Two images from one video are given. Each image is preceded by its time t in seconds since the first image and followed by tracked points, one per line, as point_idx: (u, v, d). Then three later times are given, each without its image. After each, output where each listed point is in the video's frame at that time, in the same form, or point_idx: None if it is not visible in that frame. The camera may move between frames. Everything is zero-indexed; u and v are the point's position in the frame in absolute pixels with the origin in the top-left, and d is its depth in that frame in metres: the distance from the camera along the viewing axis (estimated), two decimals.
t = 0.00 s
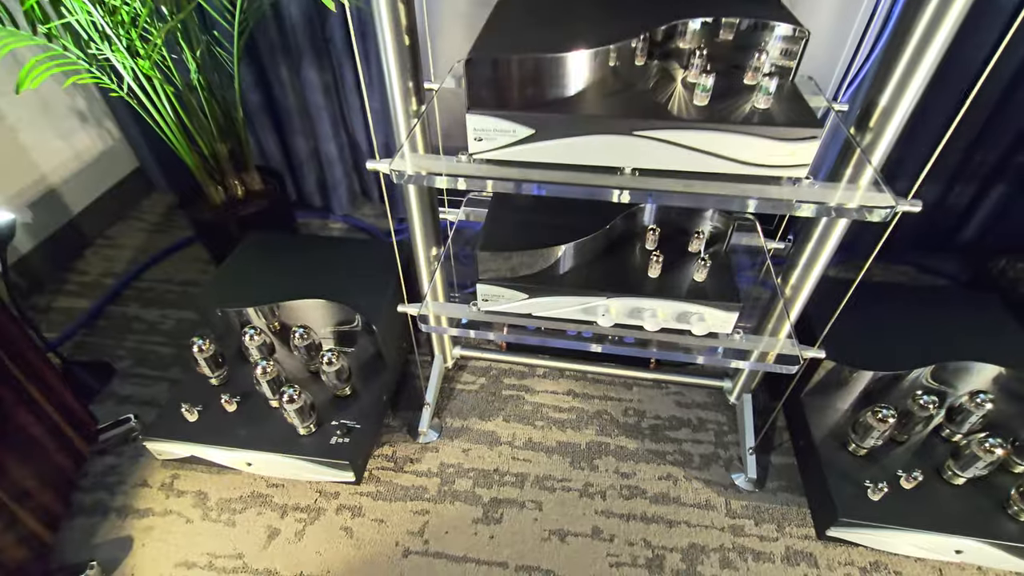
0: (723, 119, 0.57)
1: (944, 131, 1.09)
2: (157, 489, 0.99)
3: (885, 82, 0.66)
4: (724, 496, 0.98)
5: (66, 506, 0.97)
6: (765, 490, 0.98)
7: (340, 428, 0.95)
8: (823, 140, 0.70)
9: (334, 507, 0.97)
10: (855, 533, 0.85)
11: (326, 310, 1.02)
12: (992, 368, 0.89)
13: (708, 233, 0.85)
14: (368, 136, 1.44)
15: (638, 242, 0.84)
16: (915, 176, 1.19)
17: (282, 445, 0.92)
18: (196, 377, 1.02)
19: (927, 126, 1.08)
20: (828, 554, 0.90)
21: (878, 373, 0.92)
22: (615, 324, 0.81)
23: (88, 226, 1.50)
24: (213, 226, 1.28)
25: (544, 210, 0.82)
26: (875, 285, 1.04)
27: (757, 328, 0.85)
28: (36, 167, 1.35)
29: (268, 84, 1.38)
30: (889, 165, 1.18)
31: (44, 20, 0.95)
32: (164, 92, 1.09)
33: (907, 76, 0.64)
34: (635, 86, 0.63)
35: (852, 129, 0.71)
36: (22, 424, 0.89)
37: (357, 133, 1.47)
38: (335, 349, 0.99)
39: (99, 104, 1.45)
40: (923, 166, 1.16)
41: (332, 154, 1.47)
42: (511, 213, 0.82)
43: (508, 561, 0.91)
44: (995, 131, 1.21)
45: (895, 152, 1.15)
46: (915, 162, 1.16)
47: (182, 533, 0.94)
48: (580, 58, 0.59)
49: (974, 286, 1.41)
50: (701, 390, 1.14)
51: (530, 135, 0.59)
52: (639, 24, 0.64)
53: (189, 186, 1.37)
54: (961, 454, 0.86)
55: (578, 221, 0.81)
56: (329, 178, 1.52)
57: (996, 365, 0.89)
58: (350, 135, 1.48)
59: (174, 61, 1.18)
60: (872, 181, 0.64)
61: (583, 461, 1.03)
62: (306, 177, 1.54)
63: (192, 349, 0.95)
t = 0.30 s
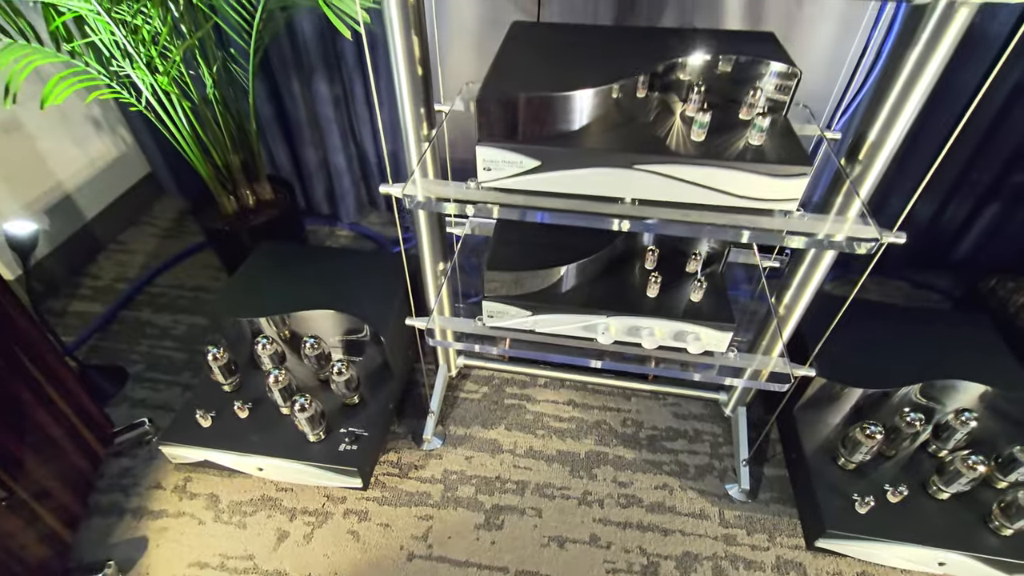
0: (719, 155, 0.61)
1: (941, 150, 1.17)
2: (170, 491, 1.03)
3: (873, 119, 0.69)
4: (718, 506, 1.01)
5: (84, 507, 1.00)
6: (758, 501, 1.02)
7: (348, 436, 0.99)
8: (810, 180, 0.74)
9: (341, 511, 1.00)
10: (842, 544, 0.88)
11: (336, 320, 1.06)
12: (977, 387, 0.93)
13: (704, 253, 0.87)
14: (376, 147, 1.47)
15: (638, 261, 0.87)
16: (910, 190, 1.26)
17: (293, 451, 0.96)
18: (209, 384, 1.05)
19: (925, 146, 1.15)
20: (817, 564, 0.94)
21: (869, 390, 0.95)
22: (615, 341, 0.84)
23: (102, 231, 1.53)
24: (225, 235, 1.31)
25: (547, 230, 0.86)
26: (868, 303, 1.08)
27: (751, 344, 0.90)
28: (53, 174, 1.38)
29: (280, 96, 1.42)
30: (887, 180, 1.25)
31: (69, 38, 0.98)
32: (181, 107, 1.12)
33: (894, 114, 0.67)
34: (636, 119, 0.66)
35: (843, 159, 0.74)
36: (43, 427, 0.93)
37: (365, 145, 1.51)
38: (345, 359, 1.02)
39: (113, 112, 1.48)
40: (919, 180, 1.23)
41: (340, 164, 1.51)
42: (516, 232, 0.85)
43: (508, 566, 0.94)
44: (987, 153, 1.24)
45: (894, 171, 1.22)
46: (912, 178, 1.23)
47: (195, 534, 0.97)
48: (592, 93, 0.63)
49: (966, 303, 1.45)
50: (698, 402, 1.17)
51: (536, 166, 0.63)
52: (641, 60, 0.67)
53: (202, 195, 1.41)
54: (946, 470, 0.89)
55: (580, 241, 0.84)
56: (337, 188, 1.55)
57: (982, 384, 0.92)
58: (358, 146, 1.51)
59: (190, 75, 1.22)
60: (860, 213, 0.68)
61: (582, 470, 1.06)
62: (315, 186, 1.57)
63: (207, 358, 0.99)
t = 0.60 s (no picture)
0: (710, 181, 0.64)
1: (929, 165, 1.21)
2: (184, 492, 1.07)
3: (858, 145, 0.73)
4: (712, 509, 1.05)
5: (102, 507, 1.04)
6: (750, 504, 1.05)
7: (356, 440, 1.03)
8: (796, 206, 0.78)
9: (349, 512, 1.04)
10: (829, 546, 0.92)
11: (343, 328, 1.09)
12: (960, 396, 0.96)
13: (699, 267, 0.90)
14: (382, 157, 1.51)
15: (636, 274, 0.91)
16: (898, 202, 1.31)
17: (303, 454, 1.00)
18: (222, 388, 1.09)
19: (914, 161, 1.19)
20: (806, 565, 0.97)
21: (856, 400, 0.99)
22: (613, 351, 0.88)
23: (114, 237, 1.57)
24: (235, 243, 1.35)
25: (548, 244, 0.90)
26: (859, 312, 1.11)
27: (744, 355, 0.94)
28: (68, 182, 1.42)
29: (289, 106, 1.46)
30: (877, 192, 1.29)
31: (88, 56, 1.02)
32: (195, 121, 1.16)
33: (876, 142, 0.71)
34: (633, 144, 0.70)
35: (830, 182, 0.78)
36: (63, 429, 0.97)
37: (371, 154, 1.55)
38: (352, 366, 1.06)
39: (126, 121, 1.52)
40: (906, 193, 1.28)
41: (346, 174, 1.54)
42: (518, 247, 0.89)
43: (510, 566, 0.98)
44: (976, 166, 1.28)
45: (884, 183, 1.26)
46: (901, 190, 1.27)
47: (208, 534, 1.01)
48: (592, 122, 0.66)
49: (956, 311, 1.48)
50: (693, 407, 1.21)
51: (538, 189, 0.67)
52: (638, 87, 0.71)
53: (212, 203, 1.44)
54: (930, 476, 0.93)
55: (580, 255, 0.88)
56: (343, 196, 1.59)
57: (965, 393, 0.96)
58: (364, 155, 1.55)
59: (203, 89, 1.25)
60: (845, 235, 0.72)
61: (581, 473, 1.10)
62: (322, 194, 1.61)
63: (220, 363, 1.03)
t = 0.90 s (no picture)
0: (707, 193, 0.68)
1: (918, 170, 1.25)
2: (201, 487, 1.11)
3: (847, 156, 0.77)
4: (710, 503, 1.09)
5: (123, 502, 1.08)
6: (747, 499, 1.09)
7: (368, 437, 1.07)
8: (788, 216, 0.83)
9: (360, 507, 1.08)
10: (822, 539, 0.96)
11: (355, 329, 1.13)
12: (948, 395, 1.00)
13: (698, 271, 0.94)
14: (389, 161, 1.55)
15: (636, 278, 0.95)
16: (891, 205, 1.34)
17: (317, 451, 1.04)
18: (237, 388, 1.13)
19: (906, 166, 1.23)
20: (801, 557, 1.01)
21: (849, 398, 1.03)
22: (615, 352, 0.92)
23: (127, 240, 1.61)
24: (247, 246, 1.39)
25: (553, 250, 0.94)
26: (852, 314, 1.15)
27: (740, 356, 0.97)
28: (83, 187, 1.46)
29: (298, 113, 1.49)
30: (869, 196, 1.33)
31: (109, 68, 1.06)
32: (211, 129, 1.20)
33: (865, 154, 0.74)
34: (635, 156, 0.74)
35: (822, 191, 0.82)
36: (86, 425, 1.02)
37: (378, 159, 1.59)
38: (364, 366, 1.10)
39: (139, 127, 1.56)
40: (897, 196, 1.32)
41: (354, 178, 1.58)
42: (524, 252, 0.93)
43: (515, 558, 1.02)
44: (966, 172, 1.32)
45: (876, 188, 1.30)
46: (893, 194, 1.31)
47: (225, 528, 1.05)
48: (596, 136, 0.70)
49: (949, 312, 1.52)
50: (692, 406, 1.25)
51: (544, 199, 0.71)
52: (639, 101, 0.75)
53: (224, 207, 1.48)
54: (919, 471, 0.97)
55: (583, 260, 0.92)
56: (351, 200, 1.63)
57: (952, 392, 1.00)
58: (371, 160, 1.59)
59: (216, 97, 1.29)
60: (835, 243, 0.76)
61: (583, 469, 1.14)
62: (330, 198, 1.65)
63: (236, 364, 1.07)
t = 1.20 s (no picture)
0: (703, 208, 0.72)
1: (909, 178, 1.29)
2: (213, 489, 1.14)
3: (837, 172, 0.80)
4: (707, 504, 1.13)
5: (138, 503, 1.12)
6: (743, 500, 1.13)
7: (375, 440, 1.10)
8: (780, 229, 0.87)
9: (368, 508, 1.11)
10: (816, 538, 1.00)
11: (362, 335, 1.16)
12: (936, 399, 1.04)
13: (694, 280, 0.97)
14: (393, 170, 1.58)
15: (635, 286, 0.98)
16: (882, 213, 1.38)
17: (326, 454, 1.07)
18: (248, 392, 1.17)
19: (896, 176, 1.27)
20: (795, 556, 1.05)
21: (841, 402, 1.06)
22: (615, 358, 0.95)
23: (136, 246, 1.64)
24: (255, 253, 1.43)
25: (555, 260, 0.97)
26: (845, 320, 1.19)
27: (737, 361, 1.03)
28: (95, 196, 1.49)
29: (304, 123, 1.52)
30: (861, 205, 1.36)
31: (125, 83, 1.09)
32: (221, 140, 1.23)
33: (854, 170, 0.78)
34: (634, 172, 0.77)
35: (813, 205, 0.86)
36: (103, 428, 1.05)
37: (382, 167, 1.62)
38: (371, 371, 1.13)
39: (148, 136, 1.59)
40: (888, 205, 1.35)
41: (359, 186, 1.62)
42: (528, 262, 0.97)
43: (518, 557, 1.05)
44: (955, 182, 1.36)
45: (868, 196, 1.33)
46: (884, 203, 1.35)
47: (237, 528, 1.09)
48: (597, 154, 0.73)
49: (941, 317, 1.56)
50: (690, 409, 1.28)
51: (548, 214, 0.74)
52: (637, 119, 0.78)
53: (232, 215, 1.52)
54: (908, 473, 1.01)
55: (584, 270, 0.96)
56: (356, 207, 1.66)
57: (939, 395, 1.03)
58: (375, 169, 1.63)
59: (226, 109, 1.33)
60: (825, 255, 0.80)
61: (584, 471, 1.18)
62: (334, 205, 1.68)
63: (248, 370, 1.10)
